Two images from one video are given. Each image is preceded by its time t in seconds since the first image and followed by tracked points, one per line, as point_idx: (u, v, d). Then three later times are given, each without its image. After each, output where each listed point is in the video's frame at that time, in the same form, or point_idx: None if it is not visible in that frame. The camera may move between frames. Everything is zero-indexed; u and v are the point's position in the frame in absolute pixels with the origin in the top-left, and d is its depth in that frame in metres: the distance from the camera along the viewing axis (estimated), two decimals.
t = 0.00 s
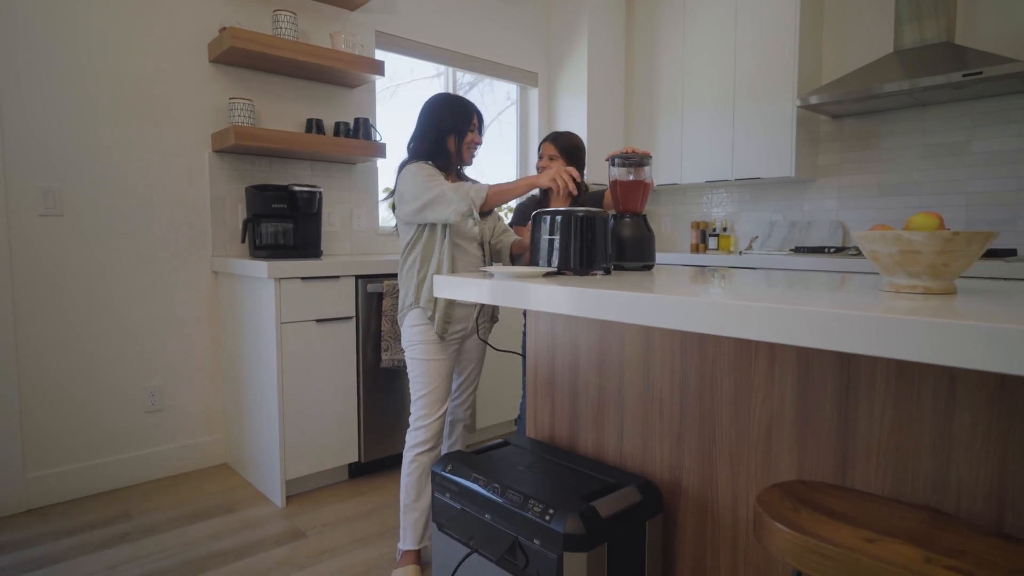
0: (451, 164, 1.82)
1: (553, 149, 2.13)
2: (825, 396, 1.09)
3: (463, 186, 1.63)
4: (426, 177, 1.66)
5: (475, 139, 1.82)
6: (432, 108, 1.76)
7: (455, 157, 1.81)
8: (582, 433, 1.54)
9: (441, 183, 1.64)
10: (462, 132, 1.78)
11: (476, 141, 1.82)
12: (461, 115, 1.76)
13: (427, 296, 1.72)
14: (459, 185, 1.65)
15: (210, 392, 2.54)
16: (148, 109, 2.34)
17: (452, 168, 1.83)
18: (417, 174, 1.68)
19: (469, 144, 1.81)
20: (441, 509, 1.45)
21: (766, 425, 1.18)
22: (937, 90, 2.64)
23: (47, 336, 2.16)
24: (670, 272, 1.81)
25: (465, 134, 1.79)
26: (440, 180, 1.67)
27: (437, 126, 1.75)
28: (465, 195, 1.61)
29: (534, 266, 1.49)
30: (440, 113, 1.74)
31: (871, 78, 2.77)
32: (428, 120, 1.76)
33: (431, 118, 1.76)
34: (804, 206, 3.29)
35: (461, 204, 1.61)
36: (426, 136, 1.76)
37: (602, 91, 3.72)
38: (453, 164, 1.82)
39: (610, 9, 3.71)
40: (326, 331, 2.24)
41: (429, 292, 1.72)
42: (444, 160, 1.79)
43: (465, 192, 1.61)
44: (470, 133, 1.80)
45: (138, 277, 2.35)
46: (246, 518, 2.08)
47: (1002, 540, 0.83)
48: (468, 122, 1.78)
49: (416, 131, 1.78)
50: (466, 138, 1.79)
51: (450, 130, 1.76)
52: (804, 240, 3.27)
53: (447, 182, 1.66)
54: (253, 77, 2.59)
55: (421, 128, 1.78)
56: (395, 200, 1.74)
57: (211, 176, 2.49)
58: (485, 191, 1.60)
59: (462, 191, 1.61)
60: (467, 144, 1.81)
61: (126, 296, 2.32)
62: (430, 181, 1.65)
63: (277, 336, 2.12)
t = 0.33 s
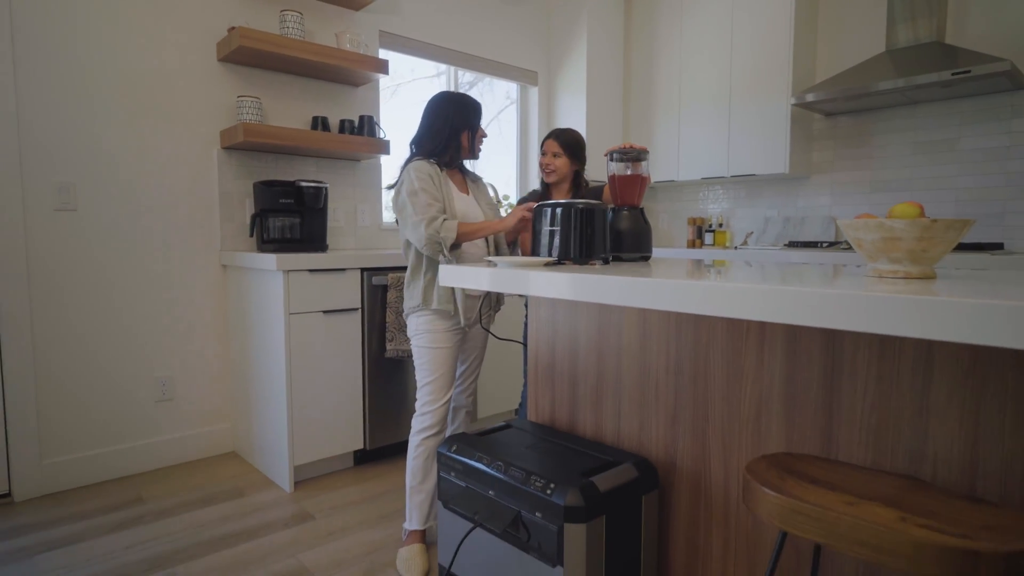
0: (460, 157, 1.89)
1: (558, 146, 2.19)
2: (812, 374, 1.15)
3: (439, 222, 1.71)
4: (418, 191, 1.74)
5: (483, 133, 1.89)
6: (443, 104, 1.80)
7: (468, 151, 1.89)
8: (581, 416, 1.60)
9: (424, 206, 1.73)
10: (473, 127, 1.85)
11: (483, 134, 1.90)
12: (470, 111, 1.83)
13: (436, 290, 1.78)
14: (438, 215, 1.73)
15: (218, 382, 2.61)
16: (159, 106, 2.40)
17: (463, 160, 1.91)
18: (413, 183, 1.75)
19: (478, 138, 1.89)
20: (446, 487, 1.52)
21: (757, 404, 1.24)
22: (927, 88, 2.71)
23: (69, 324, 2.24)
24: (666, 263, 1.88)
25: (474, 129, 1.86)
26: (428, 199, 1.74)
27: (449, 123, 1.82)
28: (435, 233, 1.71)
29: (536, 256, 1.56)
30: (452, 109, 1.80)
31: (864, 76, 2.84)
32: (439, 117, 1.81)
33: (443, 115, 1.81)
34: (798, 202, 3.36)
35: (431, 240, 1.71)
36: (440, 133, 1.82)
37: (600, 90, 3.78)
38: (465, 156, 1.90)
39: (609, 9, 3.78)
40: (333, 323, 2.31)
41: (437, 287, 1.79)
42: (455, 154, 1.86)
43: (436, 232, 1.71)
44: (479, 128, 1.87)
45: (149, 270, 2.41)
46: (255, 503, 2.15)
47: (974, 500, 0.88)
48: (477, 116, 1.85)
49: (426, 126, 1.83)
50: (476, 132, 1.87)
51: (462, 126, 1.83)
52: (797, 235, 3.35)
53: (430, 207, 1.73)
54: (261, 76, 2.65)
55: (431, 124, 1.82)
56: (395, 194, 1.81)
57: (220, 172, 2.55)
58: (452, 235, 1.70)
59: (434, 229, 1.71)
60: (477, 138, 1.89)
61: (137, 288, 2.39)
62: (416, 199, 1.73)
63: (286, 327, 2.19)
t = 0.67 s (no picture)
0: (462, 151, 1.94)
1: (581, 146, 2.27)
2: (802, 354, 1.21)
3: (443, 219, 1.77)
4: (423, 188, 1.80)
5: (485, 126, 1.93)
6: (445, 100, 1.86)
7: (467, 144, 1.93)
8: (582, 401, 1.66)
9: (429, 203, 1.78)
10: (470, 120, 1.89)
11: (485, 128, 1.93)
12: (469, 104, 1.87)
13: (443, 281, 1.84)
14: (441, 213, 1.78)
15: (226, 373, 2.66)
16: (169, 103, 2.46)
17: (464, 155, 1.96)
18: (419, 179, 1.80)
19: (479, 131, 1.92)
20: (453, 467, 1.57)
21: (749, 384, 1.30)
22: (920, 86, 2.77)
23: (83, 314, 2.30)
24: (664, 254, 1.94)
25: (474, 122, 1.90)
26: (433, 196, 1.79)
27: (449, 118, 1.88)
28: (439, 231, 1.77)
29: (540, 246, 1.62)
30: (452, 105, 1.86)
31: (857, 74, 2.90)
32: (439, 111, 1.88)
33: (441, 108, 1.87)
34: (794, 199, 3.42)
35: (435, 237, 1.78)
36: (441, 128, 1.88)
37: (599, 88, 3.84)
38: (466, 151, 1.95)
39: (608, 9, 3.84)
40: (339, 314, 2.37)
41: (442, 277, 1.85)
42: (455, 147, 1.91)
43: (439, 230, 1.77)
44: (479, 121, 1.91)
45: (159, 263, 2.47)
46: (264, 489, 2.21)
47: (949, 465, 0.94)
48: (477, 112, 1.90)
49: (427, 119, 1.91)
50: (475, 125, 1.91)
51: (460, 119, 1.88)
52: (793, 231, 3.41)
53: (435, 204, 1.79)
54: (268, 74, 2.71)
55: (434, 119, 1.89)
56: (404, 189, 1.87)
57: (228, 168, 2.61)
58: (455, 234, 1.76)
59: (438, 227, 1.77)
60: (478, 132, 1.93)
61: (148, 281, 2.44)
62: (421, 195, 1.79)
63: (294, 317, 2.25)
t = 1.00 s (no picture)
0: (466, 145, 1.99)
1: (580, 141, 2.33)
2: (793, 336, 1.26)
3: (454, 205, 1.82)
4: (433, 175, 1.85)
5: (489, 121, 1.97)
6: (450, 95, 1.93)
7: (471, 139, 1.98)
8: (583, 385, 1.72)
9: (439, 189, 1.83)
10: (474, 114, 1.94)
11: (490, 122, 1.98)
12: (473, 99, 1.92)
13: (448, 271, 1.89)
14: (451, 200, 1.84)
15: (233, 364, 2.72)
16: (178, 99, 2.51)
17: (470, 150, 2.01)
18: (430, 167, 1.86)
19: (483, 126, 1.97)
20: (458, 449, 1.63)
21: (743, 366, 1.35)
22: (912, 84, 2.82)
23: (93, 306, 2.35)
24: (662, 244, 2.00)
25: (478, 117, 1.95)
26: (443, 183, 1.84)
27: (454, 112, 1.94)
28: (450, 216, 1.82)
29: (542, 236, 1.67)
30: (458, 100, 1.92)
31: (851, 71, 2.96)
32: (445, 106, 1.94)
33: (447, 103, 1.94)
34: (791, 195, 3.48)
35: (447, 222, 1.82)
36: (446, 122, 1.94)
37: (599, 86, 3.90)
38: (471, 146, 2.00)
39: (607, 8, 3.90)
40: (345, 306, 2.42)
41: (448, 266, 1.90)
42: (459, 142, 1.95)
43: (451, 215, 1.81)
44: (483, 116, 1.96)
45: (168, 256, 2.52)
46: (272, 476, 2.26)
47: (929, 436, 0.99)
48: (481, 106, 1.94)
49: (434, 114, 1.98)
50: (479, 120, 1.96)
51: (464, 114, 1.93)
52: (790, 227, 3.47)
53: (445, 191, 1.84)
54: (274, 71, 2.76)
55: (442, 114, 1.96)
56: (413, 179, 1.92)
57: (235, 163, 2.66)
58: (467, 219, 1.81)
59: (449, 212, 1.81)
60: (482, 127, 1.97)
61: (157, 273, 2.49)
62: (432, 182, 1.84)
63: (301, 309, 2.30)
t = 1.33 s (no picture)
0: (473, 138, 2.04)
1: (579, 135, 2.37)
2: (789, 320, 1.31)
3: (454, 202, 1.87)
4: (437, 170, 1.89)
5: (494, 114, 2.02)
6: (454, 89, 1.97)
7: (478, 132, 2.03)
8: (583, 372, 1.76)
9: (441, 184, 1.88)
10: (480, 108, 1.99)
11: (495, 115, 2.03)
12: (479, 93, 1.97)
13: (452, 264, 1.94)
14: (453, 196, 1.88)
15: (238, 357, 2.75)
16: (184, 95, 2.55)
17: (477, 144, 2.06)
18: (434, 161, 1.90)
19: (489, 119, 2.02)
20: (462, 435, 1.67)
21: (740, 351, 1.39)
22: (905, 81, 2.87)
23: (101, 298, 2.38)
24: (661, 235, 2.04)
25: (484, 110, 2.00)
26: (446, 178, 1.89)
27: (460, 106, 1.98)
28: (450, 213, 1.86)
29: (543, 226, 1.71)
30: (464, 94, 1.96)
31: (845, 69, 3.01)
32: (451, 101, 1.98)
33: (452, 97, 1.98)
34: (787, 191, 3.53)
35: (447, 218, 1.87)
36: (451, 116, 1.98)
37: (597, 85, 3.95)
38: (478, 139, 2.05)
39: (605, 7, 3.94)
40: (349, 298, 2.46)
41: (451, 258, 1.94)
42: (467, 136, 2.00)
43: (450, 212, 1.86)
44: (489, 110, 2.01)
45: (175, 250, 2.55)
46: (277, 465, 2.30)
47: (917, 412, 1.04)
48: (485, 100, 1.99)
49: (439, 109, 2.01)
50: (485, 113, 2.01)
51: (470, 108, 1.98)
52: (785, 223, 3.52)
53: (447, 187, 1.88)
54: (278, 68, 2.80)
55: (447, 109, 1.99)
56: (417, 172, 1.96)
57: (240, 159, 2.70)
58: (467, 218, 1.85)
59: (449, 209, 1.86)
60: (488, 120, 2.02)
61: (163, 267, 2.53)
62: (435, 176, 1.89)
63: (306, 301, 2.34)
